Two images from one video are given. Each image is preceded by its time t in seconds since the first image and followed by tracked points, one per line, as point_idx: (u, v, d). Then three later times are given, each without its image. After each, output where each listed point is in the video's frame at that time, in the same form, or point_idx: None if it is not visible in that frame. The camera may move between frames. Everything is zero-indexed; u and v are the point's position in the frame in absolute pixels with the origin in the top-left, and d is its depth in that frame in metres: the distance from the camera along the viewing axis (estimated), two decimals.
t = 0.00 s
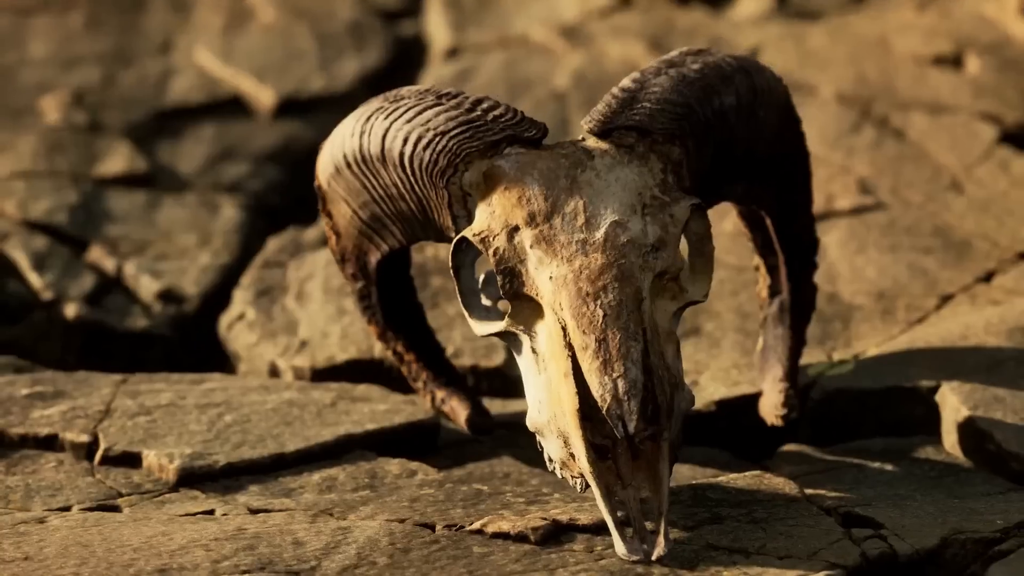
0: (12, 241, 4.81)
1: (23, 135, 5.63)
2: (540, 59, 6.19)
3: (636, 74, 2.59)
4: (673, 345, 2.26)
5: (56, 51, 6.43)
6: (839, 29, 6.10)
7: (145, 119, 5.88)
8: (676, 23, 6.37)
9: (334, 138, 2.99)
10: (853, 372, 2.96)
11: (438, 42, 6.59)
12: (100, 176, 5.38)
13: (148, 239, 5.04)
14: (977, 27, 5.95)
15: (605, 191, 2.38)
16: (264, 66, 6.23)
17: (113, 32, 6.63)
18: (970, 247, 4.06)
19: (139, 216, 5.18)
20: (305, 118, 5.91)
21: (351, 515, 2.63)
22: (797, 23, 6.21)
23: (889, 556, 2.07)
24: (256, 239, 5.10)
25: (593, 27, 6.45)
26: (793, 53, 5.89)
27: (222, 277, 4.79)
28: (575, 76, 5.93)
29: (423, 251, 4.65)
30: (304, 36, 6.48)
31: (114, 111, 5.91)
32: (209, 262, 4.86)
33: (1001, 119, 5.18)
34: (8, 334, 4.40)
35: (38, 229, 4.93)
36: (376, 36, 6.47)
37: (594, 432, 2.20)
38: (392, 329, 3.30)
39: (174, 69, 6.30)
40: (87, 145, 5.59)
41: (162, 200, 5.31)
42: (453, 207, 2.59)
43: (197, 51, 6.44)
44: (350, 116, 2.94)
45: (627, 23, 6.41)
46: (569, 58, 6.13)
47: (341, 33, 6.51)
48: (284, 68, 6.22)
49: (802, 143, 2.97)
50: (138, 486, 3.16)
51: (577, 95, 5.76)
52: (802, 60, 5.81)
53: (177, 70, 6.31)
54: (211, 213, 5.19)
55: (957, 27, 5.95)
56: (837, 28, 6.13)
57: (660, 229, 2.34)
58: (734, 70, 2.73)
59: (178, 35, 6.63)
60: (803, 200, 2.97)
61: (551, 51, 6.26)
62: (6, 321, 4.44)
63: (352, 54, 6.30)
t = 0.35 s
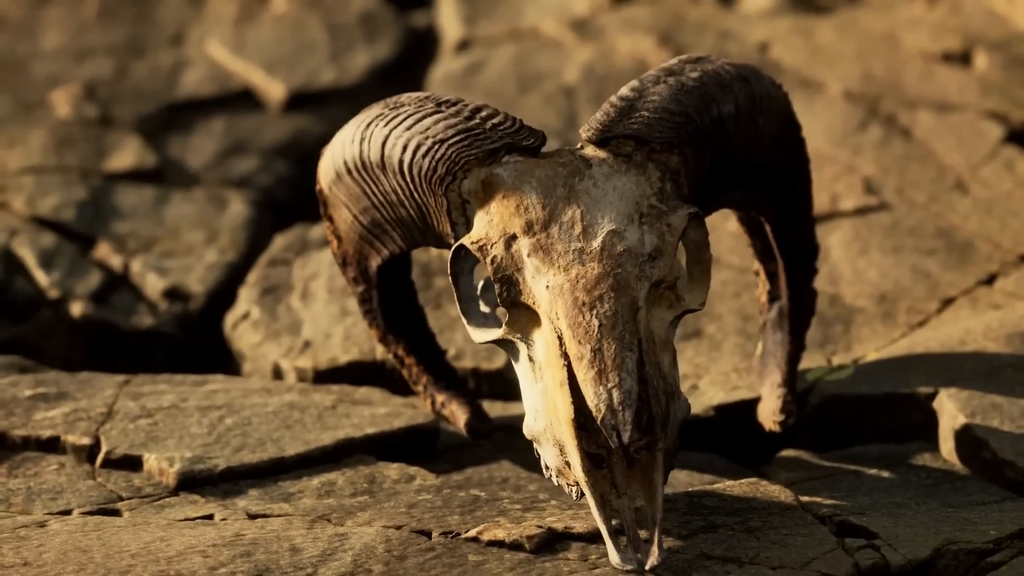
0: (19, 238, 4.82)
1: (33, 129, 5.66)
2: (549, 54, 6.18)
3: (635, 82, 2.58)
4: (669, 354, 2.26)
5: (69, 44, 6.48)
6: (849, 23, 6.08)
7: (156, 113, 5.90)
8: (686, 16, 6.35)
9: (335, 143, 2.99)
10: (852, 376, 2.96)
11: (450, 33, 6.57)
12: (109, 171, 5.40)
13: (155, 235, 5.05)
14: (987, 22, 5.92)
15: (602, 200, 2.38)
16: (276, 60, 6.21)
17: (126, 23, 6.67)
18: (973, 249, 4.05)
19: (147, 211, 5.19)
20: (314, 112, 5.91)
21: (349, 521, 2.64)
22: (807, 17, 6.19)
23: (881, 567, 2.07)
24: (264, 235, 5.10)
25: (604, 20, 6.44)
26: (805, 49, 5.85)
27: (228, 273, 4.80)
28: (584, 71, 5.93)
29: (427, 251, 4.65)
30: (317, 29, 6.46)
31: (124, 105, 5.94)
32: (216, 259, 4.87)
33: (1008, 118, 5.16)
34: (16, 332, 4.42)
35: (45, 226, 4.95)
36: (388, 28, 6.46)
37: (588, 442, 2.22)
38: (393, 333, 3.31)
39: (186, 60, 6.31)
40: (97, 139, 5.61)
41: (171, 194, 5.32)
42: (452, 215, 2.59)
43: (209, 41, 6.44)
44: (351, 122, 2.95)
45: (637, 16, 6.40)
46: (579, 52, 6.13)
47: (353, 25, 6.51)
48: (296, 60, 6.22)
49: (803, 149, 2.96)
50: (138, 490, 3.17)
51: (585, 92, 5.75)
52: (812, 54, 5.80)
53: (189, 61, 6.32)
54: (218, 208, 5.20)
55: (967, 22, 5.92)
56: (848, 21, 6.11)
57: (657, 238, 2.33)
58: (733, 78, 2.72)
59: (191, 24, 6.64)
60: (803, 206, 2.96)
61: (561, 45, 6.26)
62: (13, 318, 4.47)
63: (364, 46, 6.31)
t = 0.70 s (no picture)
0: (27, 235, 4.84)
1: (43, 125, 5.67)
2: (558, 47, 6.20)
3: (634, 90, 2.57)
4: (665, 362, 2.26)
5: (81, 36, 6.55)
6: (858, 19, 6.06)
7: (165, 107, 5.91)
8: (696, 9, 6.34)
9: (336, 148, 2.99)
10: (850, 381, 2.96)
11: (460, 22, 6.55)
12: (117, 167, 5.41)
13: (162, 231, 5.06)
14: (995, 20, 5.90)
15: (600, 208, 2.38)
16: (285, 53, 6.24)
17: (138, 16, 6.72)
18: (976, 250, 4.04)
19: (155, 208, 5.20)
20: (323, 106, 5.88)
21: (347, 525, 2.64)
22: (817, 12, 6.17)
23: None
24: (271, 231, 5.09)
25: (614, 13, 6.42)
26: (809, 41, 5.89)
27: (234, 270, 4.81)
28: (592, 66, 5.94)
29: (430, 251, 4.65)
30: (327, 22, 6.50)
31: (134, 100, 5.95)
32: (222, 256, 4.87)
33: (1014, 117, 5.14)
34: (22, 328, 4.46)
35: (53, 223, 4.97)
36: (399, 22, 6.49)
37: (584, 449, 2.21)
38: (393, 336, 3.32)
39: (196, 53, 6.33)
40: (106, 134, 5.62)
41: (179, 190, 5.32)
42: (450, 220, 2.59)
43: (221, 33, 6.48)
44: (351, 127, 2.95)
45: (646, 10, 6.38)
46: (588, 46, 6.14)
47: (365, 17, 6.56)
48: (305, 54, 6.23)
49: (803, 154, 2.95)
50: (139, 492, 3.18)
51: (593, 88, 5.74)
52: (820, 49, 5.80)
53: (200, 54, 6.33)
54: (225, 204, 5.20)
55: (975, 20, 5.90)
56: (857, 16, 6.09)
57: (654, 246, 2.34)
58: (731, 85, 2.71)
59: (203, 16, 6.67)
60: (802, 211, 2.95)
61: (570, 39, 6.27)
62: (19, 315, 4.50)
63: (375, 38, 6.33)
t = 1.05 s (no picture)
0: (35, 230, 4.85)
1: (54, 116, 5.67)
2: (569, 41, 6.12)
3: (632, 97, 2.57)
4: (662, 369, 2.26)
5: (93, 27, 6.44)
6: (870, 12, 6.01)
7: (175, 101, 5.86)
8: None
9: (337, 153, 3.00)
10: (848, 386, 2.95)
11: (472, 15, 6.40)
12: (127, 161, 5.41)
13: (170, 226, 5.07)
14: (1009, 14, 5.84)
15: (597, 216, 2.38)
16: (297, 45, 6.15)
17: (150, 6, 6.61)
18: (979, 252, 4.03)
19: (163, 203, 5.21)
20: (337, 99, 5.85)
21: (344, 530, 2.65)
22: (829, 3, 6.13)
23: None
24: (280, 226, 5.11)
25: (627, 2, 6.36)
26: (821, 36, 5.84)
27: (240, 268, 4.82)
28: (602, 61, 5.89)
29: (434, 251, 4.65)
30: (340, 12, 6.38)
31: (144, 91, 5.92)
32: (229, 253, 4.88)
33: (1021, 116, 5.12)
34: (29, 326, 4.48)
35: (60, 218, 4.98)
36: (412, 11, 6.35)
37: (579, 456, 2.22)
38: (394, 339, 3.33)
39: (209, 44, 6.24)
40: (116, 127, 5.62)
41: (188, 184, 5.33)
42: (449, 226, 2.58)
43: (232, 26, 6.36)
44: (352, 132, 2.95)
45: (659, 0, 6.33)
46: (597, 42, 6.06)
47: (376, 7, 6.40)
48: (317, 45, 6.15)
49: (802, 159, 2.95)
50: (139, 494, 3.19)
51: (601, 83, 5.73)
52: (830, 45, 5.77)
53: (212, 46, 6.24)
54: (234, 199, 5.21)
55: (988, 13, 5.85)
56: (869, 9, 6.04)
57: (651, 254, 2.34)
58: (730, 92, 2.70)
59: (216, 8, 6.55)
60: (801, 217, 2.95)
61: (582, 32, 6.17)
62: (25, 312, 4.51)
63: (386, 30, 6.22)
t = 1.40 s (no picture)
0: (42, 227, 4.86)
1: (63, 110, 5.68)
2: (578, 33, 6.05)
3: (631, 103, 2.57)
4: (658, 376, 2.26)
5: (103, 19, 6.40)
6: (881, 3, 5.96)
7: (185, 94, 5.87)
8: None
9: (338, 157, 3.00)
10: (846, 389, 2.95)
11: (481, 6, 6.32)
12: (135, 155, 5.42)
13: (177, 222, 5.08)
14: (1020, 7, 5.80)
15: (595, 222, 2.38)
16: (306, 37, 6.12)
17: None
18: (981, 253, 4.02)
19: (171, 198, 5.22)
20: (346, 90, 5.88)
21: (342, 533, 2.66)
22: None
23: None
24: (287, 221, 5.13)
25: None
26: (828, 31, 5.75)
27: (245, 264, 4.83)
28: (611, 55, 5.85)
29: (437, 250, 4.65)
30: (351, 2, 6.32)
31: (154, 84, 5.91)
32: (235, 249, 4.90)
33: None
34: (35, 323, 4.49)
35: (67, 214, 4.99)
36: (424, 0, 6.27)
37: (574, 463, 2.22)
38: (395, 341, 3.33)
39: (220, 36, 6.22)
40: (125, 121, 5.62)
41: (196, 179, 5.34)
42: (448, 232, 2.59)
43: (243, 17, 6.31)
44: (353, 136, 2.96)
45: None
46: (607, 36, 5.98)
47: None
48: (328, 37, 6.12)
49: (802, 164, 2.94)
50: (140, 495, 3.20)
51: (609, 77, 5.72)
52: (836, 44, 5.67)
53: (223, 36, 6.22)
54: (241, 194, 5.22)
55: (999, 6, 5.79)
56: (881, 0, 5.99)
57: (647, 261, 2.34)
58: (729, 99, 2.70)
59: None
60: (801, 221, 2.95)
61: (590, 25, 6.09)
62: (31, 309, 4.51)
63: (397, 23, 6.17)
